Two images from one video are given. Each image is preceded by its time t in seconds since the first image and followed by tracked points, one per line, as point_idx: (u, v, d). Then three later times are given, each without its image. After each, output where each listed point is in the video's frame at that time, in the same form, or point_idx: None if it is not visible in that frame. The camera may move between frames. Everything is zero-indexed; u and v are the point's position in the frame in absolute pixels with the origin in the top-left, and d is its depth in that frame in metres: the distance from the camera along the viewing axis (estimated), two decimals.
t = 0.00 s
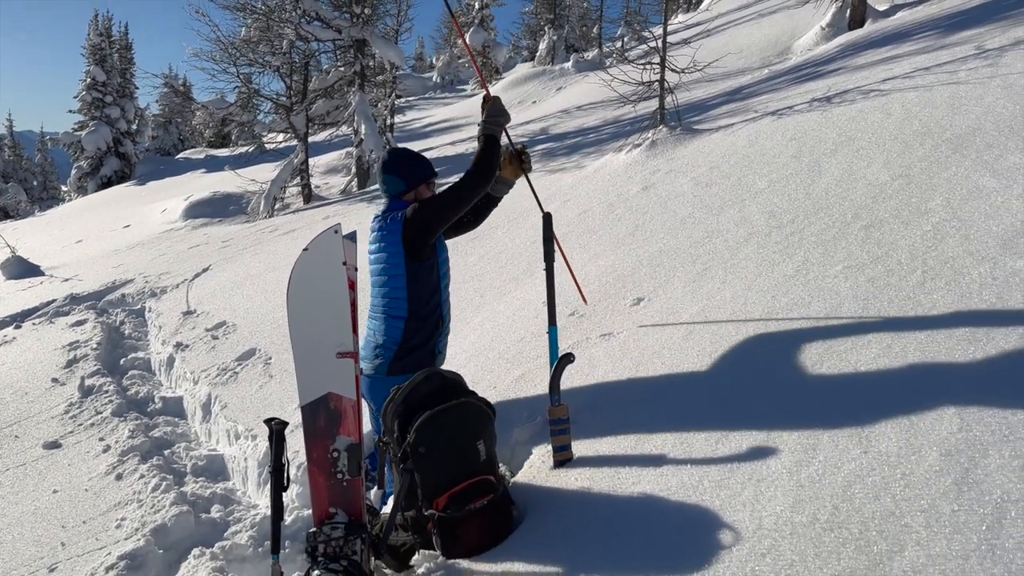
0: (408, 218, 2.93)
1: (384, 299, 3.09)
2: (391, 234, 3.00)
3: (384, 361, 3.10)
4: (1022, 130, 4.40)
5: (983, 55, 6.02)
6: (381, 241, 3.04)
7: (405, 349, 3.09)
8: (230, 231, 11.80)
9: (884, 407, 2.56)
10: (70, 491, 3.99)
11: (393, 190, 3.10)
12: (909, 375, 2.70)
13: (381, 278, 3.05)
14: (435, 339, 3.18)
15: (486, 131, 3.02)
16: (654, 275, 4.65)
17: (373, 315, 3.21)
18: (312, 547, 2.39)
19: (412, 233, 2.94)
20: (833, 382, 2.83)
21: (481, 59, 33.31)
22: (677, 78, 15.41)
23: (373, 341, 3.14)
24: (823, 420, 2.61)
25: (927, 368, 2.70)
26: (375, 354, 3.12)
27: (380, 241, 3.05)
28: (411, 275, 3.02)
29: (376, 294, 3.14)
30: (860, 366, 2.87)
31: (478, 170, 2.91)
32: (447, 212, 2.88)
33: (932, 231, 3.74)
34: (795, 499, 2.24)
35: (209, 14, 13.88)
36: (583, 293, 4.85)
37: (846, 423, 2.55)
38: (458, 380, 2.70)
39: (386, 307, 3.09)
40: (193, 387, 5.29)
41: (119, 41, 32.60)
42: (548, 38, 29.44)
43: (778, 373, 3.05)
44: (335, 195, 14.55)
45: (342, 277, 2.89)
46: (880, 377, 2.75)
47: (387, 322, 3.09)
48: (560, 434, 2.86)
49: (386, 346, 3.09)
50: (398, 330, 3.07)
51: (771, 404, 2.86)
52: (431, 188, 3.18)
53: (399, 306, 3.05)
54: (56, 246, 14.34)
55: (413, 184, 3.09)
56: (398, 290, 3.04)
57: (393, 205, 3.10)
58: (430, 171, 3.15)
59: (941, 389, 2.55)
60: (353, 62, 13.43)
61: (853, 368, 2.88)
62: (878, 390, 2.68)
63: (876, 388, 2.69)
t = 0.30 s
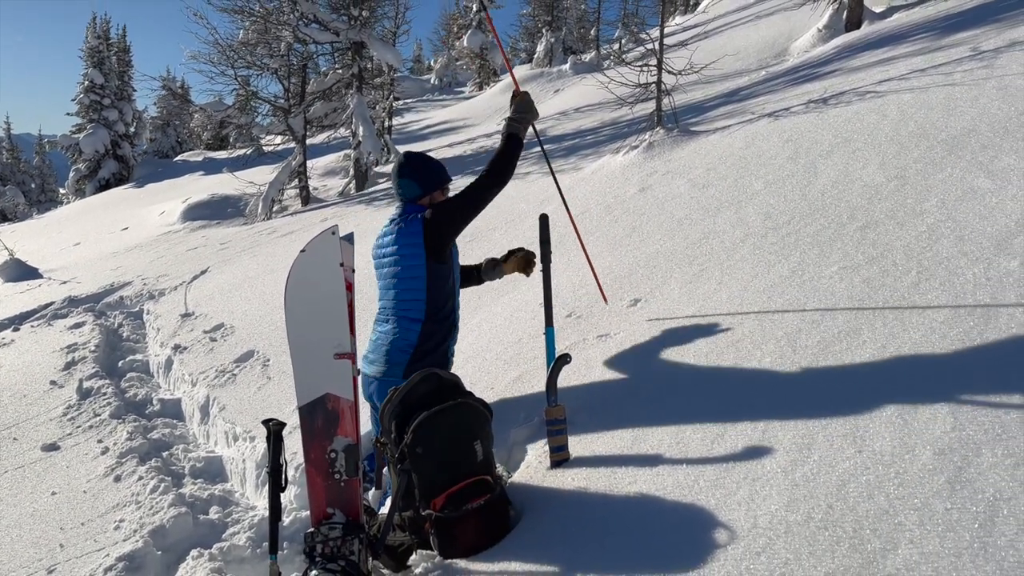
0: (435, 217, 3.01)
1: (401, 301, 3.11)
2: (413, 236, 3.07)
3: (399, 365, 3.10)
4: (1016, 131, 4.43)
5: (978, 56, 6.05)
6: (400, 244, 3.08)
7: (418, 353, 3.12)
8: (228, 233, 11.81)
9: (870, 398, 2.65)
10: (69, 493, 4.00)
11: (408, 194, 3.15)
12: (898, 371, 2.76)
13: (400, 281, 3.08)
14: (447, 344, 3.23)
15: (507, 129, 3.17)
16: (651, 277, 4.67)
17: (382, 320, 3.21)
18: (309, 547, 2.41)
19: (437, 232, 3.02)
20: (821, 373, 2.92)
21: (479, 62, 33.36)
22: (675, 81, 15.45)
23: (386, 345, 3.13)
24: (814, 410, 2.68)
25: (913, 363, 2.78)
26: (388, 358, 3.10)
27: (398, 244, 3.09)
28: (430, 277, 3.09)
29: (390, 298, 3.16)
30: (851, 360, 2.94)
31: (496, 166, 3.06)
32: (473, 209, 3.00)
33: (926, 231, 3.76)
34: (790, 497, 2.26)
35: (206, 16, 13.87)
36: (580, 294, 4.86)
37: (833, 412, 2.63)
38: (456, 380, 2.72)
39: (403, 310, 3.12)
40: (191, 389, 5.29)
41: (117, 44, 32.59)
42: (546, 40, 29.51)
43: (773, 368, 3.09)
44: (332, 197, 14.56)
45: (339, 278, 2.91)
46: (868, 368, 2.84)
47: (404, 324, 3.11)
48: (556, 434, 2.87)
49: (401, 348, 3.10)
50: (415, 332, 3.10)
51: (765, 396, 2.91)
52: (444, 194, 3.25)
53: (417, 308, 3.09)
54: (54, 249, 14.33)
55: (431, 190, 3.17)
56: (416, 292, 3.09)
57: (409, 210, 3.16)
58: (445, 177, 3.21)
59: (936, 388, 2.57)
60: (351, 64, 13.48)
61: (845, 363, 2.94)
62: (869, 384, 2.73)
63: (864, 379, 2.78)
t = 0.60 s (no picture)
0: (457, 220, 3.10)
1: (416, 303, 3.14)
2: (433, 237, 3.13)
3: (411, 367, 3.11)
4: (1011, 133, 4.45)
5: (974, 58, 6.07)
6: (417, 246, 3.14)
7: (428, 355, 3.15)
8: (226, 235, 11.81)
9: (853, 390, 2.74)
10: (67, 495, 4.00)
11: (424, 198, 3.21)
12: (886, 367, 2.82)
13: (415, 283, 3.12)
14: (453, 347, 3.29)
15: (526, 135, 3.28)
16: (648, 278, 4.68)
17: (393, 322, 3.22)
18: (307, 549, 2.42)
19: (458, 235, 3.12)
20: (803, 366, 3.04)
21: (477, 63, 33.41)
22: (672, 82, 15.48)
23: (398, 346, 3.13)
24: (801, 403, 2.77)
25: (899, 357, 2.86)
26: (401, 360, 3.10)
27: (416, 247, 3.15)
28: (446, 280, 3.14)
29: (403, 300, 3.18)
30: (843, 357, 3.00)
31: (513, 172, 3.17)
32: (492, 213, 3.13)
33: (922, 233, 3.78)
34: (786, 498, 2.27)
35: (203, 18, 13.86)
36: (578, 295, 4.87)
37: (819, 403, 2.73)
38: (453, 382, 2.73)
39: (416, 312, 3.14)
40: (189, 391, 5.29)
41: (114, 46, 32.54)
42: (544, 41, 29.53)
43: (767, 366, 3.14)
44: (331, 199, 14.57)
45: (336, 280, 2.92)
46: (853, 361, 2.95)
47: (417, 327, 3.13)
48: (554, 436, 2.88)
49: (414, 350, 3.12)
50: (429, 334, 3.13)
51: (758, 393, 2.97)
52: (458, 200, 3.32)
53: (433, 309, 3.14)
54: (51, 251, 14.30)
55: (447, 194, 3.19)
56: (431, 294, 3.13)
57: (426, 213, 3.21)
58: (461, 184, 3.27)
59: (930, 387, 2.59)
60: (348, 66, 13.47)
61: (837, 360, 2.99)
62: (857, 379, 2.80)
63: (849, 371, 2.88)
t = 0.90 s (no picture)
0: (470, 224, 3.17)
1: (424, 304, 3.17)
2: (445, 240, 3.18)
3: (417, 368, 3.12)
4: (1008, 134, 4.47)
5: (972, 59, 6.09)
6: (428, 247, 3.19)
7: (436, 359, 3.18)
8: (224, 236, 11.79)
9: (849, 386, 2.79)
10: (65, 498, 3.99)
11: (435, 201, 3.27)
12: (883, 365, 2.86)
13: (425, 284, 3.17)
14: (458, 349, 3.32)
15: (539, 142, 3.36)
16: (647, 279, 4.68)
17: (399, 322, 3.22)
18: (307, 551, 2.42)
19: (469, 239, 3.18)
20: (801, 364, 3.08)
21: (474, 64, 33.46)
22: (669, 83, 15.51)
23: (404, 347, 3.13)
24: (799, 401, 2.81)
25: (898, 357, 2.88)
26: (408, 360, 3.11)
27: (426, 248, 3.20)
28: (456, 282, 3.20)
29: (411, 301, 3.21)
30: (841, 356, 3.03)
31: (524, 178, 3.26)
32: (503, 218, 3.21)
33: (920, 233, 3.79)
34: (786, 499, 2.27)
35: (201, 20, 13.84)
36: (576, 297, 4.87)
37: (814, 399, 2.79)
38: (454, 384, 2.74)
39: (424, 313, 3.17)
40: (187, 393, 5.28)
41: (111, 47, 32.49)
42: (541, 42, 29.58)
43: (768, 366, 3.16)
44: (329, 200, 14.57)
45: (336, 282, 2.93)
46: (850, 357, 3.00)
47: (425, 328, 3.16)
48: (554, 437, 2.88)
49: (421, 351, 3.14)
50: (436, 336, 3.16)
51: (759, 391, 2.99)
52: (468, 206, 3.39)
53: (441, 312, 3.17)
54: (48, 253, 14.27)
55: (458, 199, 3.28)
56: (440, 296, 3.17)
57: (438, 216, 3.26)
58: (472, 189, 3.34)
59: (929, 387, 2.60)
60: (346, 68, 13.46)
61: (838, 359, 3.01)
62: (854, 377, 2.84)
63: (845, 370, 2.92)
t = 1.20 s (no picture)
0: (480, 227, 3.16)
1: (432, 305, 3.18)
2: (456, 242, 3.18)
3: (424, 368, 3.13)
4: (1008, 132, 4.47)
5: (970, 58, 6.10)
6: (437, 249, 3.19)
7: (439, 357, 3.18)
8: (222, 238, 11.77)
9: (845, 380, 2.84)
10: (66, 499, 3.98)
11: (445, 203, 3.28)
12: (885, 362, 2.86)
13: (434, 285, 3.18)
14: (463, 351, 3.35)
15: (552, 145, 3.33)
16: (647, 278, 4.68)
17: (406, 323, 3.23)
18: (309, 551, 2.41)
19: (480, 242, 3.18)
20: (799, 361, 3.10)
21: (472, 66, 33.49)
22: (668, 84, 15.56)
23: (410, 347, 3.13)
24: (796, 393, 2.86)
25: (896, 354, 2.89)
26: (415, 360, 3.11)
27: (436, 250, 3.20)
28: (464, 284, 3.21)
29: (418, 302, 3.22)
30: (843, 354, 3.03)
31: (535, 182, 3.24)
32: (514, 221, 3.19)
33: (921, 232, 3.80)
34: (789, 498, 2.27)
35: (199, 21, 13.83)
36: (576, 297, 4.87)
37: (811, 392, 2.84)
38: (456, 384, 2.74)
39: (431, 314, 3.18)
40: (187, 394, 5.27)
41: (109, 49, 32.45)
42: (539, 43, 29.61)
43: (771, 365, 3.16)
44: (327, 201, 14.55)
45: (338, 283, 2.99)
46: (846, 351, 3.05)
47: (432, 329, 3.17)
48: (555, 437, 2.88)
49: (428, 352, 3.14)
50: (443, 337, 3.17)
51: (761, 389, 3.00)
52: (478, 208, 3.38)
53: (449, 313, 3.18)
54: (46, 255, 14.24)
55: (468, 201, 3.29)
56: (448, 298, 3.18)
57: (448, 217, 3.27)
58: (483, 192, 3.34)
59: (928, 385, 2.61)
60: (344, 68, 13.46)
61: (840, 357, 3.01)
62: (856, 375, 2.84)
63: (842, 365, 2.95)
